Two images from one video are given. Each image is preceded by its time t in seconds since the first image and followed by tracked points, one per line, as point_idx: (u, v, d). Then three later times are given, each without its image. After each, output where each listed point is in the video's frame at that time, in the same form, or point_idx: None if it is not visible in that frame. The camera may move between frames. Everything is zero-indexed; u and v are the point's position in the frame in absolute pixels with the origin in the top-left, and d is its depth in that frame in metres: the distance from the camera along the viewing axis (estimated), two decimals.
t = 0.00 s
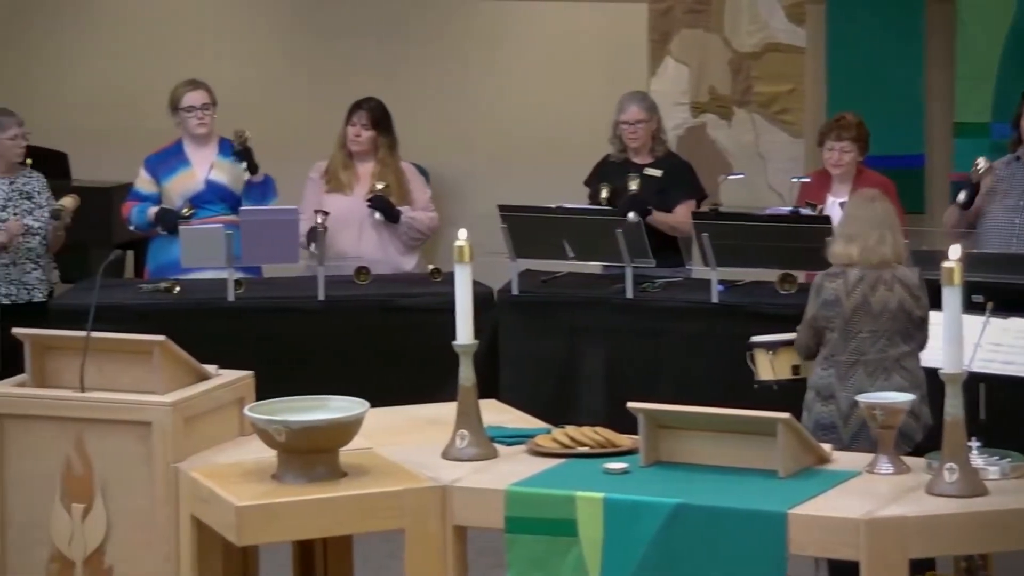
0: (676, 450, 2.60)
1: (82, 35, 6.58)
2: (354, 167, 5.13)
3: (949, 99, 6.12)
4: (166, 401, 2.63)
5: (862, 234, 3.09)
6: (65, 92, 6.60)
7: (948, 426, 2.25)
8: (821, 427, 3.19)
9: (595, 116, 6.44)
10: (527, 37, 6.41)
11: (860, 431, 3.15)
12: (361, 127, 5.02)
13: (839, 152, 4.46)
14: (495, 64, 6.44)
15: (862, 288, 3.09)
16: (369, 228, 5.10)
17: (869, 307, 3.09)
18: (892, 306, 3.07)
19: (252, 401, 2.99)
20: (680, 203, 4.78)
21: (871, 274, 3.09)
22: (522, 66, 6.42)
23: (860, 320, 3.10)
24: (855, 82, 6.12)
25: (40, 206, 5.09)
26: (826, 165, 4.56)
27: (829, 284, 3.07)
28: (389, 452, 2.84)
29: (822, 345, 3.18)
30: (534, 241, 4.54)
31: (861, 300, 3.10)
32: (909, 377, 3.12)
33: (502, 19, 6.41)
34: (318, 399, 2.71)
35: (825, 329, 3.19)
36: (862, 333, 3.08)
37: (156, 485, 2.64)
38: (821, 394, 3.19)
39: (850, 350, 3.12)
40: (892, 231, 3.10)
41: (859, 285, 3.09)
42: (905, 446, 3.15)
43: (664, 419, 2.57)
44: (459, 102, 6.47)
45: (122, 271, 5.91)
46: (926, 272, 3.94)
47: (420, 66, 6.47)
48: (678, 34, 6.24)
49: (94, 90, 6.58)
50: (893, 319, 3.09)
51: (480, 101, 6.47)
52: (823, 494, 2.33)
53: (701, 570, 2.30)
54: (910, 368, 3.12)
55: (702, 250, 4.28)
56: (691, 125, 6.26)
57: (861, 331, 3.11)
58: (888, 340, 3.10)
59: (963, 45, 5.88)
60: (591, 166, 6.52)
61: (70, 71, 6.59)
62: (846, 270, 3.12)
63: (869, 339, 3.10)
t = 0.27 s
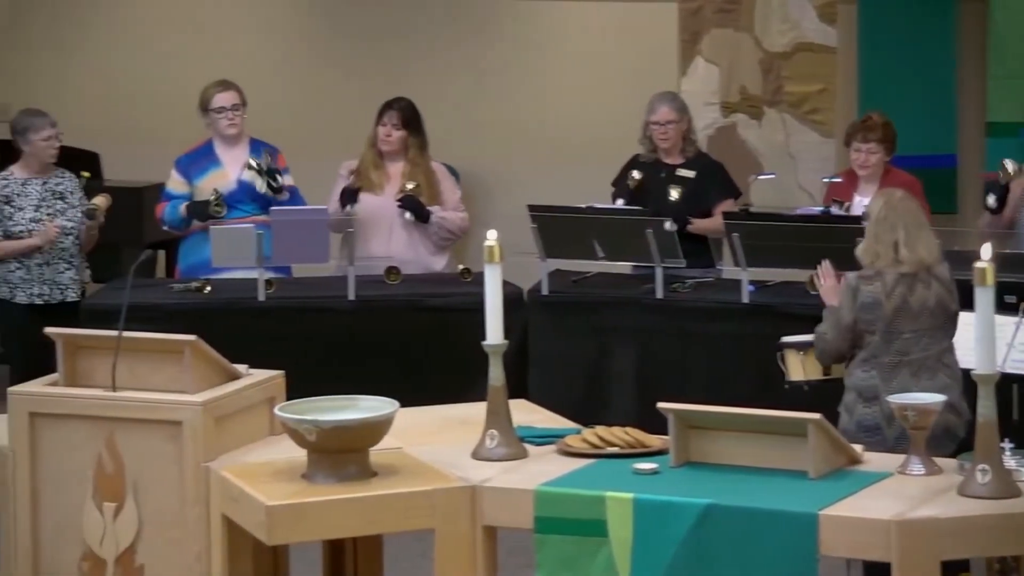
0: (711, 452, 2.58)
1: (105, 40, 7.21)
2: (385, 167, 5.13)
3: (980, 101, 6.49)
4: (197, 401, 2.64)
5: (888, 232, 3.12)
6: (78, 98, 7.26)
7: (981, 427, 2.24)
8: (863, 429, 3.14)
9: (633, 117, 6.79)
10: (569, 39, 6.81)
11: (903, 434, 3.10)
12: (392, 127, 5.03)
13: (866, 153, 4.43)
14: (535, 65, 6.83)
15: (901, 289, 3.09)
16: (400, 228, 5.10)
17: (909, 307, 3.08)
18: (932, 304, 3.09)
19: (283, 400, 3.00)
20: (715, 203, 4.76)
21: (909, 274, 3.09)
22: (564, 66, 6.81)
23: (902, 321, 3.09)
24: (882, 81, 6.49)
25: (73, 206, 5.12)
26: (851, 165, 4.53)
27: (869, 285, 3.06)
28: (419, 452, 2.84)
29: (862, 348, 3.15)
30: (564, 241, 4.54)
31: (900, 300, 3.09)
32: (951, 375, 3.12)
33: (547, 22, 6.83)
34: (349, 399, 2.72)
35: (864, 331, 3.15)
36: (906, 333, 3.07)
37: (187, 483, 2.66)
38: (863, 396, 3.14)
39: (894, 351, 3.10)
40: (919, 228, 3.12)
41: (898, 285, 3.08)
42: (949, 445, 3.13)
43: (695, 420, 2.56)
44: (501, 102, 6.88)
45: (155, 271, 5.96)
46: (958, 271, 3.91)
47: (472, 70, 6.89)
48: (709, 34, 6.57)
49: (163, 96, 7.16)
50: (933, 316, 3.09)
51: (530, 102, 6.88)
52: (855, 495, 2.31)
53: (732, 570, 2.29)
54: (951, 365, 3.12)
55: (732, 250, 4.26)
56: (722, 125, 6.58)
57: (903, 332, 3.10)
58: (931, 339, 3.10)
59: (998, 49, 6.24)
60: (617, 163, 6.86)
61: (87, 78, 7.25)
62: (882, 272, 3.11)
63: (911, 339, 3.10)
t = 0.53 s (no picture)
0: (742, 454, 2.57)
1: (104, 45, 7.69)
2: (415, 167, 5.15)
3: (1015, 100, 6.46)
4: (229, 400, 2.65)
5: (898, 228, 3.10)
6: (95, 100, 7.71)
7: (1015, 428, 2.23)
8: (900, 431, 3.13)
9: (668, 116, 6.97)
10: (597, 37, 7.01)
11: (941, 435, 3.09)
12: (424, 127, 5.03)
13: (894, 153, 4.40)
14: (564, 63, 7.05)
15: (930, 292, 3.06)
16: (430, 227, 5.12)
17: (941, 308, 3.06)
18: (963, 302, 3.07)
19: (315, 400, 3.01)
20: (749, 203, 4.73)
21: (936, 274, 3.06)
22: (594, 65, 7.02)
23: (935, 322, 3.08)
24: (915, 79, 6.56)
25: (106, 206, 5.17)
26: (879, 165, 4.51)
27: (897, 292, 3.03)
28: (449, 451, 2.84)
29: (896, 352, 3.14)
30: (594, 241, 4.54)
31: (931, 303, 3.07)
32: (986, 372, 3.11)
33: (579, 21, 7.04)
34: (380, 399, 2.72)
35: (898, 337, 3.13)
36: (940, 334, 3.06)
37: (219, 482, 2.67)
38: (899, 398, 3.13)
39: (929, 352, 3.09)
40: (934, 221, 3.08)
41: (927, 289, 3.06)
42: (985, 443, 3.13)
43: (725, 420, 2.55)
44: (535, 100, 7.11)
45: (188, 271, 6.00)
46: (991, 271, 3.88)
47: (507, 70, 7.13)
48: (741, 34, 6.74)
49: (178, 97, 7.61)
50: (965, 314, 3.09)
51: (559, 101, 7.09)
52: (888, 496, 2.30)
53: (764, 572, 2.28)
54: (985, 363, 3.12)
55: (763, 250, 4.24)
56: (754, 125, 6.75)
57: (937, 334, 3.08)
58: (964, 336, 3.09)
59: None
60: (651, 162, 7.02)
61: (86, 78, 7.74)
62: (909, 276, 3.07)
63: (946, 339, 3.08)
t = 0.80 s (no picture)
0: (771, 453, 2.56)
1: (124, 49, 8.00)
2: (444, 167, 5.16)
3: None
4: (259, 399, 2.66)
5: (933, 228, 3.13)
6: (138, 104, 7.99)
7: None
8: (921, 431, 3.14)
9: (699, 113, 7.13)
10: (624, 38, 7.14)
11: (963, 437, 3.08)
12: (454, 128, 5.05)
13: (924, 152, 4.37)
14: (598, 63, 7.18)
15: (954, 290, 3.09)
16: (457, 225, 5.11)
17: (964, 308, 3.09)
18: (987, 303, 3.08)
19: (344, 399, 3.01)
20: (778, 204, 4.72)
21: (961, 273, 3.09)
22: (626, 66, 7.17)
23: (957, 321, 3.10)
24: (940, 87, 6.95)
25: (137, 206, 5.18)
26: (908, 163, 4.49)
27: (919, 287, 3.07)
28: (477, 451, 2.84)
29: (920, 350, 3.16)
30: (624, 241, 4.52)
31: (954, 302, 3.10)
32: (1010, 375, 3.12)
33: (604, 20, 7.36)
34: (409, 399, 2.72)
35: (921, 334, 3.16)
36: (962, 334, 3.07)
37: (249, 481, 2.68)
38: (921, 398, 3.14)
39: (950, 352, 3.10)
40: (968, 225, 3.10)
41: (950, 287, 3.09)
42: (1010, 447, 3.13)
43: (756, 420, 2.53)
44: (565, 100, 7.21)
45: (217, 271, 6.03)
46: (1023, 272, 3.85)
47: (534, 69, 7.46)
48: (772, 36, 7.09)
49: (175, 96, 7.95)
50: (990, 316, 3.09)
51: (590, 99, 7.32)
52: (920, 497, 2.28)
53: (795, 572, 2.27)
54: (1010, 366, 3.12)
55: (794, 250, 4.21)
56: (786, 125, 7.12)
57: (958, 333, 3.10)
58: (988, 339, 3.09)
59: None
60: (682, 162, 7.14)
61: (106, 80, 8.04)
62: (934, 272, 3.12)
63: (968, 340, 3.09)
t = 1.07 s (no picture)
0: (803, 454, 2.54)
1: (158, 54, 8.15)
2: (476, 167, 5.16)
3: None
4: (291, 398, 2.67)
5: (982, 226, 3.13)
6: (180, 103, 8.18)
7: None
8: (951, 431, 3.15)
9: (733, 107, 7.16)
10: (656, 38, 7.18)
11: (992, 437, 3.09)
12: (484, 129, 5.04)
13: (960, 152, 4.34)
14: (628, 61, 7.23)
15: (989, 289, 3.09)
16: (490, 226, 5.12)
17: (997, 308, 3.08)
18: (1022, 305, 3.08)
19: (376, 399, 3.02)
20: (807, 204, 4.70)
21: (998, 273, 3.09)
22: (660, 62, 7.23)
23: (989, 321, 3.09)
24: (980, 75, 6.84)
25: (169, 206, 5.20)
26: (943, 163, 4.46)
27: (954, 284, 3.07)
28: (509, 451, 2.84)
29: (950, 348, 3.16)
30: (655, 241, 4.51)
31: (988, 301, 3.09)
32: None
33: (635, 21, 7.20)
34: (440, 399, 2.72)
35: (953, 332, 3.16)
36: (992, 334, 3.07)
37: (281, 480, 2.69)
38: (950, 398, 3.14)
39: (980, 352, 3.10)
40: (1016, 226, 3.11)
41: (986, 285, 3.09)
42: None
43: (789, 422, 2.51)
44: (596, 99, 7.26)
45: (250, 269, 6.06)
46: None
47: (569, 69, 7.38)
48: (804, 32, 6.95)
49: (179, 95, 8.19)
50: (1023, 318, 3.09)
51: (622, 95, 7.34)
52: (954, 498, 2.26)
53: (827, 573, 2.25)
54: None
55: (826, 250, 4.20)
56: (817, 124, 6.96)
57: (990, 333, 3.10)
58: (1019, 341, 3.09)
59: None
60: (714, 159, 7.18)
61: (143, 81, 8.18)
62: (972, 270, 3.12)
63: (999, 341, 3.09)
